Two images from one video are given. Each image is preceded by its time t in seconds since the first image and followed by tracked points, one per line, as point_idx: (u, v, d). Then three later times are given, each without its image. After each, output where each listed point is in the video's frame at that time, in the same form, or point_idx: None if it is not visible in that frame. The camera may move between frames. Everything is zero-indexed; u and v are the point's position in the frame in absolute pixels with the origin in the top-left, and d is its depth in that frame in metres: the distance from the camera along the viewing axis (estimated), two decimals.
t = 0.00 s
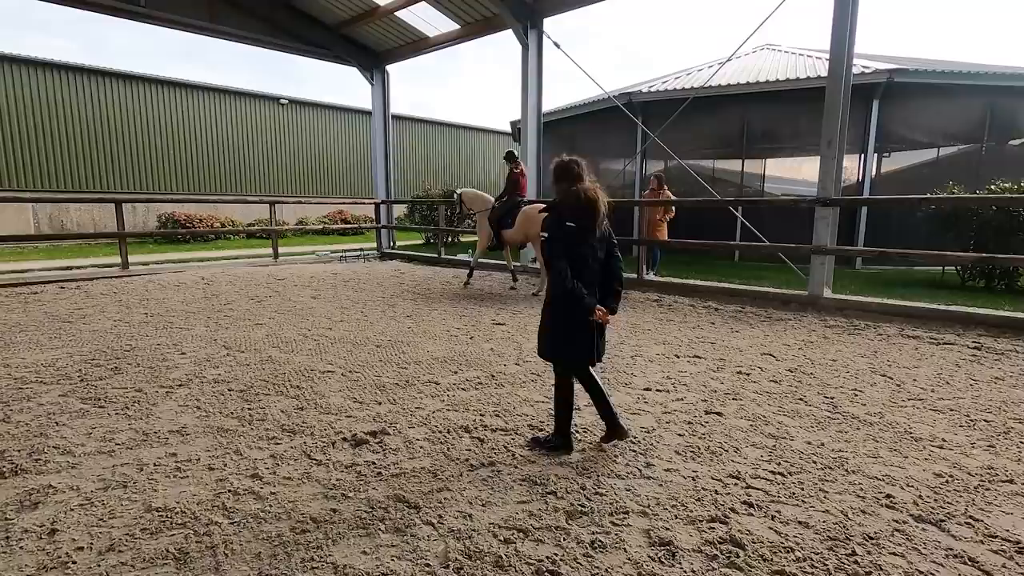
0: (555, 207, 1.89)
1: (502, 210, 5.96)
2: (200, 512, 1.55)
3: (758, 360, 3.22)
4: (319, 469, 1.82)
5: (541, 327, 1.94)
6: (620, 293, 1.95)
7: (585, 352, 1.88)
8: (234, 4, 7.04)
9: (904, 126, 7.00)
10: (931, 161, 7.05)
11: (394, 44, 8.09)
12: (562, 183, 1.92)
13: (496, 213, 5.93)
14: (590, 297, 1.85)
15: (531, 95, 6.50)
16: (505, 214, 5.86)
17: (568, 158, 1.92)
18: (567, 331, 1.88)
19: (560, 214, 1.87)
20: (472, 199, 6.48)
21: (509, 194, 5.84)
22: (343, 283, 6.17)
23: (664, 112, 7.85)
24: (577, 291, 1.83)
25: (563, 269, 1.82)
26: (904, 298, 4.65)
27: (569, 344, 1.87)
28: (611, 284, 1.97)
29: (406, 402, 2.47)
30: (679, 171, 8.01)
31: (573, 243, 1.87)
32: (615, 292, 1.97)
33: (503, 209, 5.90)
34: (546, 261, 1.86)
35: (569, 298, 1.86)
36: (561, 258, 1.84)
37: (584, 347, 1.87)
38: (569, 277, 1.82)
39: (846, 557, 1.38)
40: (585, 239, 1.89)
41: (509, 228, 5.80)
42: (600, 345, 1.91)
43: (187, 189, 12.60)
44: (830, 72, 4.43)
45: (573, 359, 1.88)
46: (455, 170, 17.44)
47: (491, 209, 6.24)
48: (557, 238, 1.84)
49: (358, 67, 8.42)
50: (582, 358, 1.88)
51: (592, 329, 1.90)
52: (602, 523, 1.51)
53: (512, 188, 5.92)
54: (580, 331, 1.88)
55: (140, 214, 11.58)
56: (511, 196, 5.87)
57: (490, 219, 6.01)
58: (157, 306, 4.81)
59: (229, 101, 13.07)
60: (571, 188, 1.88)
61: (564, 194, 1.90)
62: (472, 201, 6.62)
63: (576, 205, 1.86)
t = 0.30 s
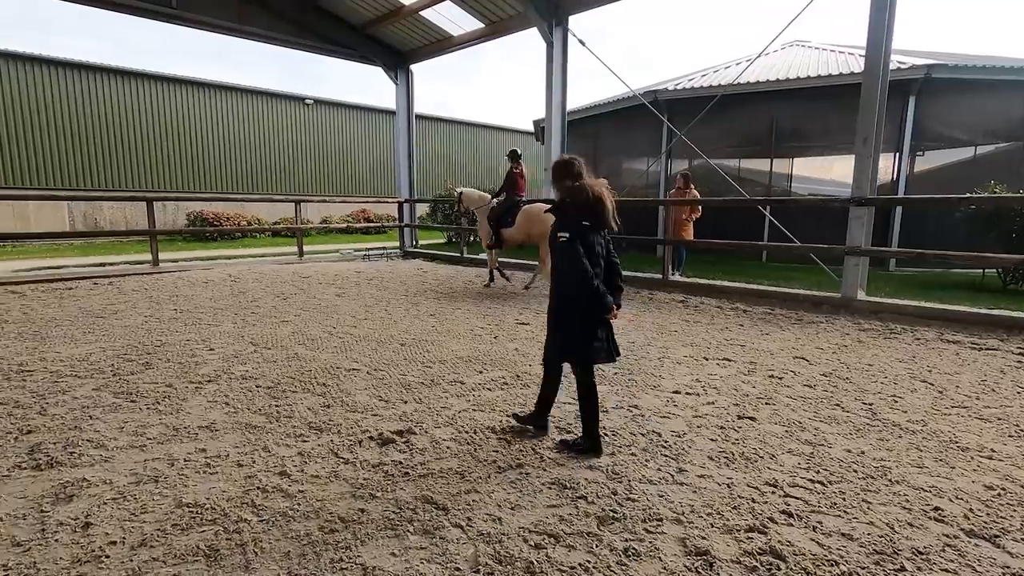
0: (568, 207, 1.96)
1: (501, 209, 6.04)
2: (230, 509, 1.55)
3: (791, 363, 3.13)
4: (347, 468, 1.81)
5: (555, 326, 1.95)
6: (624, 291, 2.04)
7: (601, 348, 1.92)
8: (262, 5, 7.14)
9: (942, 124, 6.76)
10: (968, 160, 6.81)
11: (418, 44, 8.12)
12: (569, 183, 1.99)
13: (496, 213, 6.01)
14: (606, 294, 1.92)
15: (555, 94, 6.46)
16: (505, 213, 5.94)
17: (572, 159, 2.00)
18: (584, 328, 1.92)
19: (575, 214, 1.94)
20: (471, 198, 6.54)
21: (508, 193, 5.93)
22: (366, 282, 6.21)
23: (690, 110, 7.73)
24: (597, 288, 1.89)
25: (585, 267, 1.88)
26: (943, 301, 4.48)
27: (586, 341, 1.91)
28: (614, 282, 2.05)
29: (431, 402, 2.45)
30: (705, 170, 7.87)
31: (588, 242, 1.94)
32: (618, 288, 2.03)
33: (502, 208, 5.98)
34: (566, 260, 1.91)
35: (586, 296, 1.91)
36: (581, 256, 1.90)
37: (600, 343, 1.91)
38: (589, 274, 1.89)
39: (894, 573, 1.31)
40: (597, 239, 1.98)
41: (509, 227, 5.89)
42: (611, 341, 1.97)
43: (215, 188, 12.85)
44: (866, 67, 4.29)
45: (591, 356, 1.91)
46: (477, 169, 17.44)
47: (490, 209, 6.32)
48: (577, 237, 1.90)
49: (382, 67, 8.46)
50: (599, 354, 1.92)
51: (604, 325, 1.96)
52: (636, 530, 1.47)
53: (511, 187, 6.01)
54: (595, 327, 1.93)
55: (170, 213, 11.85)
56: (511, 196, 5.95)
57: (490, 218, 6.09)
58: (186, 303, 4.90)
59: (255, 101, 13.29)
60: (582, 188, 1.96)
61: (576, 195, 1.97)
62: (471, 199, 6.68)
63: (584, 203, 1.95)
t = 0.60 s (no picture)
0: (573, 211, 1.99)
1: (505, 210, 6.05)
2: (268, 510, 1.53)
3: (833, 369, 3.02)
4: (383, 470, 1.79)
5: (559, 329, 1.96)
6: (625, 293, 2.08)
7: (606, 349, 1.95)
8: (292, 7, 7.23)
9: (989, 121, 6.47)
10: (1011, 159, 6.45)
11: (445, 44, 8.12)
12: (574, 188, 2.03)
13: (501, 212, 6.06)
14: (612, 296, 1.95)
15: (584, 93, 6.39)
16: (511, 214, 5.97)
17: (577, 164, 2.05)
18: (589, 329, 1.93)
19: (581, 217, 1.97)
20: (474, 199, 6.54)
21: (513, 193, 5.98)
22: (393, 281, 6.22)
23: (720, 109, 7.58)
24: (604, 290, 1.92)
25: (592, 270, 1.90)
26: (989, 306, 4.30)
27: (592, 342, 1.92)
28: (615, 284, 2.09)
29: (464, 404, 2.41)
30: (735, 170, 7.71)
31: (594, 245, 1.96)
32: (620, 288, 2.02)
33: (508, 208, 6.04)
34: (574, 263, 1.92)
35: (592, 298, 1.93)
36: (588, 259, 1.92)
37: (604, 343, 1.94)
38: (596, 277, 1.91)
39: None
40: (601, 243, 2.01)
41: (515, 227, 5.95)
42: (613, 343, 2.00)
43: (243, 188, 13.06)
44: (911, 62, 4.12)
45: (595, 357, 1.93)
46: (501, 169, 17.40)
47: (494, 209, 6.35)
48: (584, 240, 1.92)
49: (409, 67, 8.49)
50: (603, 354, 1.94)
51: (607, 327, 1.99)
52: (684, 543, 1.41)
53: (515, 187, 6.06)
54: (599, 328, 1.95)
55: (200, 212, 12.09)
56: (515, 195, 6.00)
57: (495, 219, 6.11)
58: (217, 300, 4.97)
59: (283, 102, 13.49)
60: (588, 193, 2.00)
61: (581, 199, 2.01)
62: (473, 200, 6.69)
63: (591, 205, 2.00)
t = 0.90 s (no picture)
0: (580, 209, 1.94)
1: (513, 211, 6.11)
2: (313, 518, 1.52)
3: (881, 379, 2.90)
4: (425, 478, 1.76)
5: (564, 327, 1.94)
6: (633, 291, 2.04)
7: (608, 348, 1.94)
8: (323, 9, 7.29)
9: None
10: None
11: (473, 44, 8.11)
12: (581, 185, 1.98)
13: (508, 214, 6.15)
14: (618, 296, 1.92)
15: (614, 92, 6.31)
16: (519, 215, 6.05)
17: (584, 162, 2.00)
18: (593, 329, 1.92)
19: (588, 214, 1.92)
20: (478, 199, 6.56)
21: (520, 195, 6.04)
22: (421, 282, 6.23)
23: (754, 108, 7.43)
24: (610, 289, 1.88)
25: (598, 268, 1.86)
26: None
27: (594, 342, 1.92)
28: (624, 282, 2.05)
29: (503, 410, 2.38)
30: (769, 170, 7.53)
31: (601, 243, 1.92)
32: (628, 288, 2.05)
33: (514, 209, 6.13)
34: (579, 261, 1.88)
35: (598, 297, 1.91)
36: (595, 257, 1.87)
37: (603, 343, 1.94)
38: (602, 275, 1.87)
39: None
40: (609, 240, 1.97)
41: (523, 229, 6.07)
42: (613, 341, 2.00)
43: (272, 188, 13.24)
44: (961, 56, 3.97)
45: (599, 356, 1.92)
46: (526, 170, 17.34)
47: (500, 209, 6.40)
48: (591, 238, 1.88)
49: (437, 68, 8.50)
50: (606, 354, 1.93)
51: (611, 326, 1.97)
52: (742, 564, 1.35)
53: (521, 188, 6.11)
54: (602, 328, 1.94)
55: (232, 212, 12.32)
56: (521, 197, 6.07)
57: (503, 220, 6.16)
58: (250, 300, 5.03)
59: (311, 103, 13.63)
60: (596, 189, 1.95)
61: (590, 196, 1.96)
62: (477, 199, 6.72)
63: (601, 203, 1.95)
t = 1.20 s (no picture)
0: (590, 207, 1.99)
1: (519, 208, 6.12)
2: (358, 517, 1.51)
3: (930, 385, 2.79)
4: (467, 479, 1.75)
5: (573, 324, 1.99)
6: (647, 291, 2.02)
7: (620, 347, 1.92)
8: (353, 8, 7.34)
9: None
10: None
11: (501, 42, 8.08)
12: (591, 185, 2.03)
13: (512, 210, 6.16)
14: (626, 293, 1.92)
15: (645, 90, 6.23)
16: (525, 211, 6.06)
17: (594, 164, 2.05)
18: (602, 326, 1.93)
19: (596, 213, 1.96)
20: (482, 196, 6.57)
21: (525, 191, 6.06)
22: (448, 280, 6.23)
23: (789, 104, 7.25)
24: (615, 285, 1.90)
25: (603, 264, 1.89)
26: None
27: (602, 338, 1.92)
28: (637, 282, 2.04)
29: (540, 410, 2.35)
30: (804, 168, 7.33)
31: (610, 241, 1.94)
32: (641, 285, 2.03)
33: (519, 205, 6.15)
34: (586, 257, 1.92)
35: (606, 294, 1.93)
36: (600, 253, 1.90)
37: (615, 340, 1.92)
38: (607, 272, 1.89)
39: None
40: (619, 239, 1.98)
41: (527, 224, 6.08)
42: (632, 340, 1.96)
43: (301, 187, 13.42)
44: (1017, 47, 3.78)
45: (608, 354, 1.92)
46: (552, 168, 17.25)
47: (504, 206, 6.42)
48: (597, 235, 1.91)
49: (465, 66, 8.50)
50: (614, 352, 1.92)
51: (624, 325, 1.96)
52: None
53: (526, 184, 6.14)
54: (613, 325, 1.93)
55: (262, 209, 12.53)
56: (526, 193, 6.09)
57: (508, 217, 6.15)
58: (283, 297, 5.10)
59: (339, 103, 13.73)
60: (605, 189, 1.99)
61: (600, 195, 2.00)
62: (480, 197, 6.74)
63: (610, 202, 1.97)
